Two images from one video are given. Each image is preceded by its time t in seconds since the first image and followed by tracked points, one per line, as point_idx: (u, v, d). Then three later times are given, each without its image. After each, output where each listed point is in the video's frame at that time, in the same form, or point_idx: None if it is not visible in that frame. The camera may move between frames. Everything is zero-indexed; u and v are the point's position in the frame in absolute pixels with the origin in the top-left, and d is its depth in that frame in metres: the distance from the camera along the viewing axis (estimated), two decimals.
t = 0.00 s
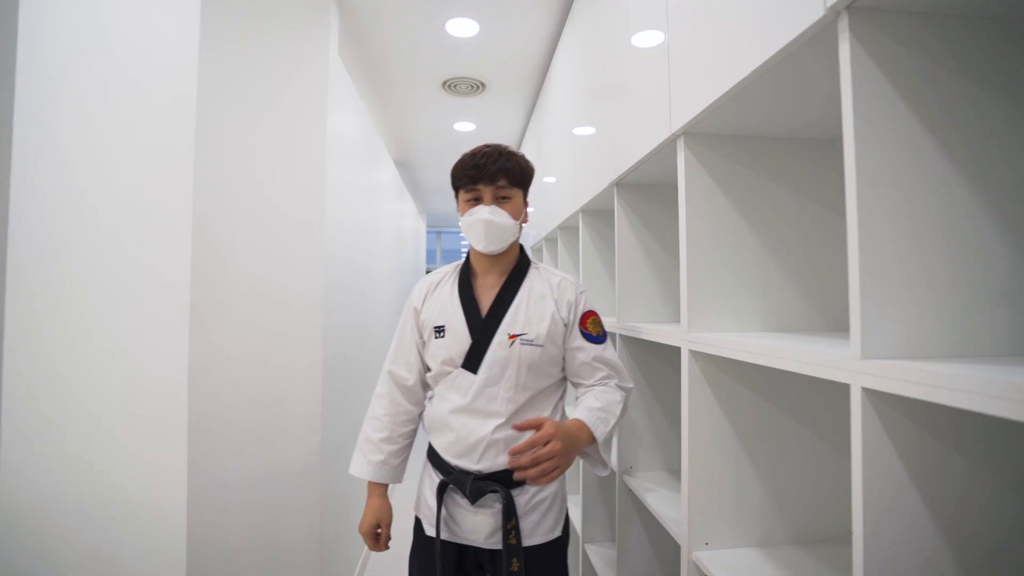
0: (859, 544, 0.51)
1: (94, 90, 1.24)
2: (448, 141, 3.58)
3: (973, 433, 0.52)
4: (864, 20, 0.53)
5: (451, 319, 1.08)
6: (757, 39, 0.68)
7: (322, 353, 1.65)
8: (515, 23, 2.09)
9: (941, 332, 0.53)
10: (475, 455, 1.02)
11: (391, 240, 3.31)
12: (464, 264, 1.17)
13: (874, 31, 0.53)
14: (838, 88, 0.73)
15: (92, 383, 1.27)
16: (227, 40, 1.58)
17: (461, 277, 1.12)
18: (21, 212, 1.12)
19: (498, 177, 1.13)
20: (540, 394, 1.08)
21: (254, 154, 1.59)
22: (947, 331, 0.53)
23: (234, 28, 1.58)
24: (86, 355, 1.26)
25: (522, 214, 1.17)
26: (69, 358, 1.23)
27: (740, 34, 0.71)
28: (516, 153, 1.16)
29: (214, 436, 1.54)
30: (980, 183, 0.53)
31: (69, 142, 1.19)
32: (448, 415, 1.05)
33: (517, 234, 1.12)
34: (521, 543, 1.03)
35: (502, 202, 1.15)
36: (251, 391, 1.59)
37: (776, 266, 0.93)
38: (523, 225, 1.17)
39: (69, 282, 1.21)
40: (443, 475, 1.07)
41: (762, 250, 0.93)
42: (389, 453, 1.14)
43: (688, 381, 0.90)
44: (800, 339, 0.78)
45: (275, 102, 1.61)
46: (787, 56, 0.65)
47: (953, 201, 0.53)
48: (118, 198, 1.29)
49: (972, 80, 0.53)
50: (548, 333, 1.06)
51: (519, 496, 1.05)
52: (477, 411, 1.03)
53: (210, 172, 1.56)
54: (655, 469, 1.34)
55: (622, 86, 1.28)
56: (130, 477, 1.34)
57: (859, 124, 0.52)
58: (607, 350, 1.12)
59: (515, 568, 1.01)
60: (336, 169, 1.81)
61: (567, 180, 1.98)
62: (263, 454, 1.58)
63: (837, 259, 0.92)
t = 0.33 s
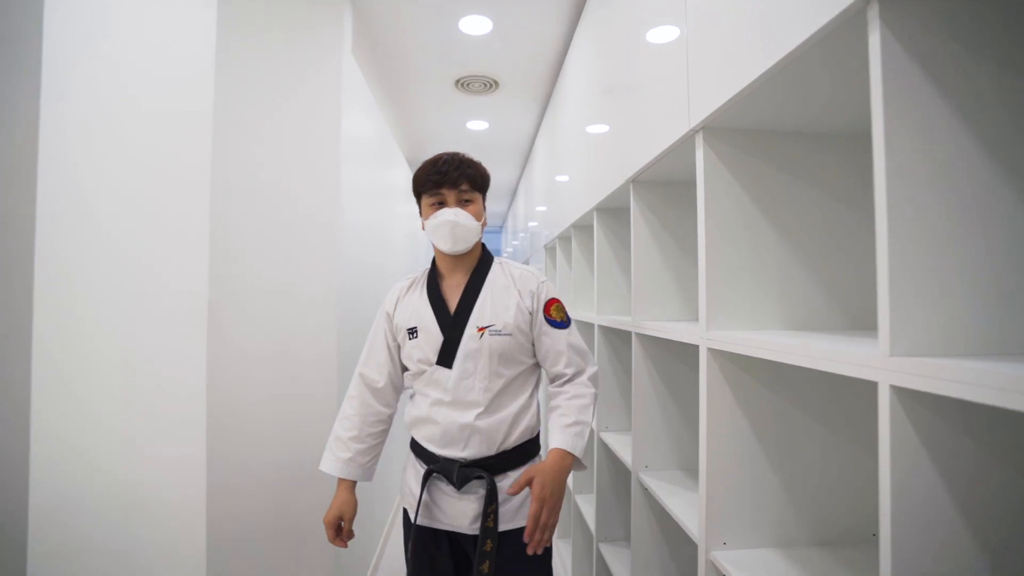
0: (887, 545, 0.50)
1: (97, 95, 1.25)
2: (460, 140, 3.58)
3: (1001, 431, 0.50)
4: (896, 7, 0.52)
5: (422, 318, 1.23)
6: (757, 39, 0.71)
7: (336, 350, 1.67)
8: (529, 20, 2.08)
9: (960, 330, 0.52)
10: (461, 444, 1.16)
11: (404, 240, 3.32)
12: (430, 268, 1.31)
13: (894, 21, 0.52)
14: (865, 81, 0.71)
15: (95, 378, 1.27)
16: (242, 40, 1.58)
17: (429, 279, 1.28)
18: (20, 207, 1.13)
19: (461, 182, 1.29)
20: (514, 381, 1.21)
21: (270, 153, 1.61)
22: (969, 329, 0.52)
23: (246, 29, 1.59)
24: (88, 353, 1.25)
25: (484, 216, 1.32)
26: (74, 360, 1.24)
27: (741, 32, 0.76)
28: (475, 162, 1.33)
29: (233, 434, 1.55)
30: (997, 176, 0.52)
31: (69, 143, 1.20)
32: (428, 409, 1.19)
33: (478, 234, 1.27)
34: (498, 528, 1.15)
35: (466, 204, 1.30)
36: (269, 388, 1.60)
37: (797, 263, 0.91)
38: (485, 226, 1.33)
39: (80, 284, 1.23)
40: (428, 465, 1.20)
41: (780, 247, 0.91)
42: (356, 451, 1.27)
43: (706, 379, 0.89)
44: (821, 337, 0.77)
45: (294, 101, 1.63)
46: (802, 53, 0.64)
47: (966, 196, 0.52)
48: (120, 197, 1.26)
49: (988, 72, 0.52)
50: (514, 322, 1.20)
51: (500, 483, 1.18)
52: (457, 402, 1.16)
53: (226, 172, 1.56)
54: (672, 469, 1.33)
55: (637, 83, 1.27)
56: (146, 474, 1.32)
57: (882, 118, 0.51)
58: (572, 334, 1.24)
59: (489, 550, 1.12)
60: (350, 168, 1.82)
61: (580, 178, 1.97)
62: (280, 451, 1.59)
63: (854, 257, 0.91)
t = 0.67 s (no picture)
0: (907, 541, 0.49)
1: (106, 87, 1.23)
2: (467, 135, 3.57)
3: None
4: None
5: (416, 314, 1.25)
6: (757, 40, 0.73)
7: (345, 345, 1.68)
8: (536, 14, 2.06)
9: (980, 322, 0.51)
10: (464, 431, 1.21)
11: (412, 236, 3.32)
12: (418, 260, 1.33)
13: (914, 7, 0.50)
14: (882, 71, 0.70)
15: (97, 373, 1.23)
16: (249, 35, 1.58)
17: (420, 273, 1.29)
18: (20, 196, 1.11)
19: (458, 180, 1.33)
20: (509, 368, 1.28)
21: (279, 149, 1.61)
22: (989, 321, 0.51)
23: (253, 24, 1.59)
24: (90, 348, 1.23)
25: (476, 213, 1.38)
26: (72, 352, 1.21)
27: (741, 31, 0.78)
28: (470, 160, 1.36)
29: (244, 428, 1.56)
30: (1020, 165, 0.51)
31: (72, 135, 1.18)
32: (426, 401, 1.23)
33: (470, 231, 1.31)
34: (506, 504, 1.24)
35: (461, 202, 1.35)
36: (279, 383, 1.61)
37: (811, 257, 0.90)
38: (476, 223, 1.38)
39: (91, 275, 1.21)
40: (431, 454, 1.24)
41: (793, 240, 0.90)
42: (355, 450, 1.30)
43: (718, 373, 0.89)
44: (834, 330, 0.76)
45: (301, 99, 1.63)
46: (814, 43, 0.63)
47: (986, 186, 0.51)
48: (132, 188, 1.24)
49: (1011, 58, 0.51)
50: (508, 312, 1.26)
51: (503, 461, 1.26)
52: (457, 391, 1.21)
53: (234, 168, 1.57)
54: (682, 463, 1.32)
55: (645, 76, 1.26)
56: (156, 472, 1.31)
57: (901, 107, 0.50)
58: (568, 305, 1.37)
59: (502, 526, 1.21)
60: (358, 164, 1.83)
61: (587, 172, 1.96)
62: (291, 446, 1.61)
63: (868, 250, 0.90)
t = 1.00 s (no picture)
0: (908, 539, 0.49)
1: (99, 87, 1.24)
2: (464, 133, 3.57)
3: None
4: None
5: (416, 309, 1.27)
6: (754, 37, 0.73)
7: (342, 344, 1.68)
8: (532, 10, 2.05)
9: (982, 318, 0.51)
10: (461, 426, 1.23)
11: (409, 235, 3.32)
12: (417, 258, 1.34)
13: (915, 4, 0.50)
14: (878, 68, 0.70)
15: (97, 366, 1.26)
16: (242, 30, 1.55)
17: (419, 270, 1.31)
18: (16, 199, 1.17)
19: (458, 180, 1.33)
20: (507, 362, 1.31)
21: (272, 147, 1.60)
22: (991, 318, 0.51)
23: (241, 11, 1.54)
24: (81, 346, 1.25)
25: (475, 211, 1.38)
26: (65, 347, 1.23)
27: (741, 31, 0.77)
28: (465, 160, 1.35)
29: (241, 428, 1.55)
30: (1022, 163, 0.51)
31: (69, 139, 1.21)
32: (424, 395, 1.25)
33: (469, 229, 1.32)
34: (499, 502, 1.25)
35: (459, 201, 1.35)
36: (276, 382, 1.61)
37: (809, 254, 0.90)
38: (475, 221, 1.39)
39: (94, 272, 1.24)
40: (427, 452, 1.25)
41: (793, 238, 0.90)
42: (344, 447, 1.28)
43: (715, 370, 0.88)
44: (832, 327, 0.76)
45: (296, 96, 1.62)
46: (812, 41, 0.63)
47: (988, 185, 0.51)
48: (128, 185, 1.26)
49: (1008, 59, 0.51)
50: (505, 306, 1.30)
51: (499, 458, 1.28)
52: (454, 383, 1.23)
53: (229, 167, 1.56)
54: (679, 460, 1.33)
55: (642, 73, 1.25)
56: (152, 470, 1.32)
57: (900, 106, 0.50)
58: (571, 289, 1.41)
59: (494, 524, 1.23)
60: (354, 162, 1.82)
61: (585, 170, 1.96)
62: (288, 446, 1.60)
63: (867, 248, 0.90)
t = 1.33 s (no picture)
0: (904, 538, 0.49)
1: (90, 85, 1.22)
2: (459, 132, 3.55)
3: None
4: None
5: (429, 307, 1.29)
6: (750, 36, 0.73)
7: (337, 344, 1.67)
8: (528, 9, 2.05)
9: (981, 319, 0.51)
10: (471, 427, 1.24)
11: (404, 234, 3.31)
12: (430, 257, 1.36)
13: (914, 5, 0.50)
14: (876, 67, 0.70)
15: (97, 368, 1.25)
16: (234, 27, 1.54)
17: (431, 269, 1.33)
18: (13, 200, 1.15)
19: (463, 180, 1.35)
20: (517, 364, 1.33)
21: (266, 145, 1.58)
22: (989, 319, 0.51)
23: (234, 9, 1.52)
24: (76, 347, 1.23)
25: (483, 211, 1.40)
26: (61, 349, 1.22)
27: (739, 32, 0.76)
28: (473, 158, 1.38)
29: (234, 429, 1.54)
30: (1020, 164, 0.51)
31: (62, 139, 1.20)
32: (434, 393, 1.26)
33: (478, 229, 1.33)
34: (509, 502, 1.27)
35: (466, 200, 1.37)
36: (270, 384, 1.59)
37: (805, 253, 0.90)
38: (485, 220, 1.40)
39: (88, 272, 1.23)
40: (437, 452, 1.26)
41: (789, 238, 0.90)
42: (347, 439, 1.27)
43: (711, 370, 0.89)
44: (829, 326, 0.76)
45: (291, 94, 1.61)
46: (811, 38, 0.63)
47: (987, 187, 0.51)
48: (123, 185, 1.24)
49: (1005, 62, 0.51)
50: (516, 307, 1.32)
51: (507, 459, 1.29)
52: (465, 383, 1.24)
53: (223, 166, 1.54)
54: (675, 459, 1.33)
55: (637, 72, 1.25)
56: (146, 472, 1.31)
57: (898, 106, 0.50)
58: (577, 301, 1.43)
59: (503, 523, 1.24)
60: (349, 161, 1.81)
61: (581, 170, 1.95)
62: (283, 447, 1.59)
63: (864, 249, 0.90)
